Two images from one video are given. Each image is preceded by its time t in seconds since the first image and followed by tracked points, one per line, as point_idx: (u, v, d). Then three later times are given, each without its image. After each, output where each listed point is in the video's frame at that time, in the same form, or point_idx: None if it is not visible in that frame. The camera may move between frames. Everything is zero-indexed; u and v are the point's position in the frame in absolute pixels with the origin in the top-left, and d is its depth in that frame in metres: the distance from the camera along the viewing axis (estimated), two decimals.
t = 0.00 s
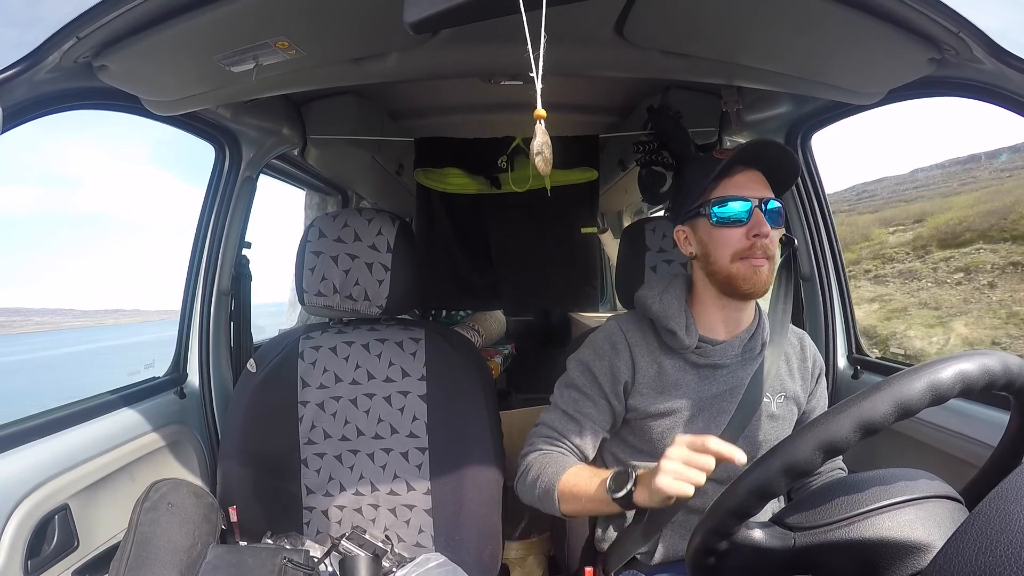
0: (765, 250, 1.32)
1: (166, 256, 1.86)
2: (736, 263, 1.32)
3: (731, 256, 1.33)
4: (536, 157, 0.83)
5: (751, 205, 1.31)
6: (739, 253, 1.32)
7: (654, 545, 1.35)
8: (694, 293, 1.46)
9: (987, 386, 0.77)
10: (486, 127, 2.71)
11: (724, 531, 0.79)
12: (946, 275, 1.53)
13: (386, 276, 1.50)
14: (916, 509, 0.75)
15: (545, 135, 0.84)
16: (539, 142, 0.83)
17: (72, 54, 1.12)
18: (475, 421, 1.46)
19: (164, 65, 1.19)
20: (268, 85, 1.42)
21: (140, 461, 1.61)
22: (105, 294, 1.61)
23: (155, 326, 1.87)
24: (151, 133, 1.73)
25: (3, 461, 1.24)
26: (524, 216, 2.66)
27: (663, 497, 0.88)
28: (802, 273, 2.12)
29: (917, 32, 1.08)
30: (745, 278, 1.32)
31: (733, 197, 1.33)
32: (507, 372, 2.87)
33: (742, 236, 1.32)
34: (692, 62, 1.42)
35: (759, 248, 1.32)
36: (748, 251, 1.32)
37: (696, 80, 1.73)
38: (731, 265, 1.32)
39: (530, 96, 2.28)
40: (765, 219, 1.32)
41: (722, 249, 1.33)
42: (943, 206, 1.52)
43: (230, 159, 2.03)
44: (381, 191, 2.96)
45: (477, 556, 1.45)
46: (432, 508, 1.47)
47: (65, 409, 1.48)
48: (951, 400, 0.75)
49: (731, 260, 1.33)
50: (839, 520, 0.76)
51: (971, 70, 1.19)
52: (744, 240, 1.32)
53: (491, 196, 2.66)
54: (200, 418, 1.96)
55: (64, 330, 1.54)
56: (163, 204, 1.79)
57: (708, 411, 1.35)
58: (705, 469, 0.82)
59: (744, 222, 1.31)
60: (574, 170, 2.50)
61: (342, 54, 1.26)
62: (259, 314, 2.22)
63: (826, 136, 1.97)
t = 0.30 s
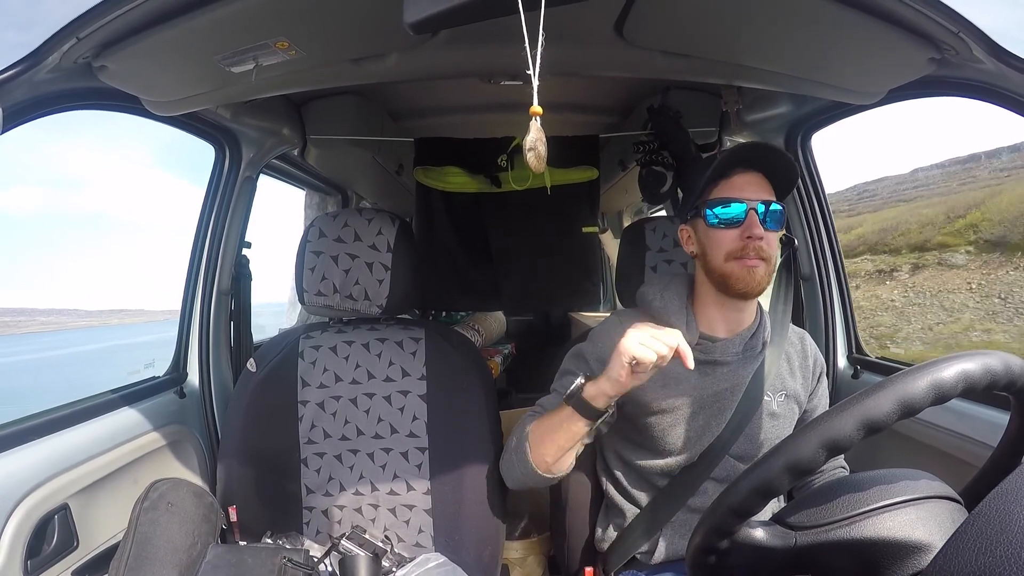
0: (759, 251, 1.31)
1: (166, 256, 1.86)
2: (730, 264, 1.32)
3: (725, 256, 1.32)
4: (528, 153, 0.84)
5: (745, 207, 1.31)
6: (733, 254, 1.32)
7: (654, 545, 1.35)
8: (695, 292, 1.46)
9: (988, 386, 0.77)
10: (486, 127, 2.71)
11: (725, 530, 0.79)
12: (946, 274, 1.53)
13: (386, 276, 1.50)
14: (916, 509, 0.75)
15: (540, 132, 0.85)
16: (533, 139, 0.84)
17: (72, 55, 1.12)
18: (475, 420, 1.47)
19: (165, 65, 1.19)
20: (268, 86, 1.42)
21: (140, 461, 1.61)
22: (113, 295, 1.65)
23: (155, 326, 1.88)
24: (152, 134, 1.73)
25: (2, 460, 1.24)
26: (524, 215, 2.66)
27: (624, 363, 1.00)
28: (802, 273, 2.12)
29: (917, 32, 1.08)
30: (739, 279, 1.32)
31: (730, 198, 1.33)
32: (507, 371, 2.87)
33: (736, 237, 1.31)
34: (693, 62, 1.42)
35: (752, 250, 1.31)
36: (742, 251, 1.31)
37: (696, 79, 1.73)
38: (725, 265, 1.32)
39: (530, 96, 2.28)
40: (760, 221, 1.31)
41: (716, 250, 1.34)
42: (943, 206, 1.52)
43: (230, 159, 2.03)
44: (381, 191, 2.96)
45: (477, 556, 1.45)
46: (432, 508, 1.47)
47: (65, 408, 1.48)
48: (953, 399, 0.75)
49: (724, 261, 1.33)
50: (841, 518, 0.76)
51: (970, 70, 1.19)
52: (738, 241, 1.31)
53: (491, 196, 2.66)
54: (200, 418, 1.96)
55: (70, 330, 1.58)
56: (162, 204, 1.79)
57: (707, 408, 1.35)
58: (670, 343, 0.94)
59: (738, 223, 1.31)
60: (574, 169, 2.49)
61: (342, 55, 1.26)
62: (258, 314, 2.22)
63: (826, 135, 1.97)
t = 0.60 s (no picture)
0: (761, 251, 1.31)
1: (166, 257, 1.86)
2: (732, 263, 1.32)
3: (727, 255, 1.32)
4: (531, 156, 0.83)
5: (749, 207, 1.30)
6: (736, 253, 1.32)
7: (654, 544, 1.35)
8: (694, 293, 1.46)
9: (989, 386, 0.77)
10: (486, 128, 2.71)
11: (726, 528, 0.79)
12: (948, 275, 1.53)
13: (386, 276, 1.50)
14: (917, 507, 0.76)
15: (541, 136, 0.84)
16: (535, 144, 0.83)
17: (73, 55, 1.13)
18: (475, 418, 1.47)
19: (165, 67, 1.19)
20: (269, 86, 1.42)
21: (140, 460, 1.61)
22: (107, 296, 1.62)
23: (156, 326, 1.87)
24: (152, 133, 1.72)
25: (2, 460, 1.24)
26: (523, 216, 2.66)
27: (599, 313, 1.07)
28: (802, 272, 2.12)
29: (917, 33, 1.07)
30: (740, 278, 1.32)
31: (732, 198, 1.32)
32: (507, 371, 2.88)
33: (739, 237, 1.31)
34: (692, 63, 1.42)
35: (754, 249, 1.31)
36: (744, 251, 1.31)
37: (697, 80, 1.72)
38: (727, 264, 1.33)
39: (530, 96, 2.28)
40: (763, 222, 1.31)
41: (719, 249, 1.34)
42: (943, 205, 1.52)
43: (230, 158, 2.03)
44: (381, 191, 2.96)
45: (477, 555, 1.46)
46: (432, 507, 1.47)
47: (66, 408, 1.48)
48: (955, 397, 0.76)
49: (727, 259, 1.32)
50: (845, 515, 0.76)
51: (970, 71, 1.19)
52: (741, 241, 1.31)
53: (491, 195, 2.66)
54: (201, 417, 1.96)
55: (76, 332, 1.57)
56: (163, 204, 1.79)
57: (710, 409, 1.36)
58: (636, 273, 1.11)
59: (740, 224, 1.31)
60: (574, 167, 2.51)
61: (342, 55, 1.26)
62: (259, 314, 2.22)
63: (827, 136, 1.97)
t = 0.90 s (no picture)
0: (759, 248, 1.31)
1: (167, 258, 1.86)
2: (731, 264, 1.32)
3: (725, 255, 1.33)
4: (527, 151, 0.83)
5: (742, 206, 1.30)
6: (733, 253, 1.32)
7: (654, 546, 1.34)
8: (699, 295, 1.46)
9: (992, 386, 0.76)
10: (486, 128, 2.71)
11: (728, 528, 0.79)
12: (949, 275, 1.53)
13: (386, 276, 1.49)
14: (917, 509, 0.75)
15: (539, 130, 0.84)
16: (532, 137, 0.83)
17: (72, 54, 1.13)
18: (476, 419, 1.46)
19: (164, 64, 1.19)
20: (268, 85, 1.42)
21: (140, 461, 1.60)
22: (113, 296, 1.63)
23: (156, 326, 1.87)
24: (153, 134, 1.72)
25: (2, 460, 1.24)
26: (524, 216, 2.66)
27: (748, 314, 0.87)
28: (802, 273, 2.12)
29: (918, 31, 1.07)
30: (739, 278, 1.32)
31: (725, 198, 1.32)
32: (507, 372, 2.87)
33: (735, 237, 1.31)
34: (692, 62, 1.42)
35: (751, 247, 1.31)
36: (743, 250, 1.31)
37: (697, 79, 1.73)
38: (726, 265, 1.33)
39: (530, 96, 2.28)
40: (757, 218, 1.31)
41: (716, 252, 1.34)
42: (944, 205, 1.52)
43: (230, 158, 2.02)
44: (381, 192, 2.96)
45: (477, 556, 1.45)
46: (432, 509, 1.47)
47: (68, 408, 1.48)
48: (958, 398, 0.75)
49: (726, 261, 1.33)
50: (846, 516, 0.76)
51: (971, 69, 1.19)
52: (737, 240, 1.31)
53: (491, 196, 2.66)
54: (200, 418, 1.96)
55: (82, 331, 1.58)
56: (164, 204, 1.79)
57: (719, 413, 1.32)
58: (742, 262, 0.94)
59: (735, 223, 1.31)
60: (575, 167, 2.50)
61: (342, 54, 1.26)
62: (258, 315, 2.22)
63: (826, 136, 1.96)
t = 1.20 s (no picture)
0: (749, 248, 1.30)
1: (169, 256, 1.86)
2: (721, 265, 1.32)
3: (717, 256, 1.33)
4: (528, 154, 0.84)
5: (731, 206, 1.30)
6: (724, 254, 1.32)
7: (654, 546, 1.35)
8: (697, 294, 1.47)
9: (994, 387, 0.76)
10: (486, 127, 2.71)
11: (732, 523, 0.78)
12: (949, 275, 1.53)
13: (386, 276, 1.50)
14: (918, 508, 0.76)
15: (539, 132, 0.85)
16: (534, 139, 0.84)
17: (71, 54, 1.12)
18: (476, 419, 1.47)
19: (164, 64, 1.19)
20: (268, 84, 1.42)
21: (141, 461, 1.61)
22: (125, 294, 1.66)
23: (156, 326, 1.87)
24: (153, 133, 1.72)
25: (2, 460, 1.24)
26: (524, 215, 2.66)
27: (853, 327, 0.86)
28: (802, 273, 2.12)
29: (918, 32, 1.07)
30: (730, 279, 1.33)
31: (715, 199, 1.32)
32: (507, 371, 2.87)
33: (724, 238, 1.31)
34: (692, 62, 1.42)
35: (741, 247, 1.30)
36: (732, 250, 1.31)
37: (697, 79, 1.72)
38: (718, 266, 1.33)
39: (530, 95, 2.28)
40: (747, 219, 1.31)
41: (707, 252, 1.34)
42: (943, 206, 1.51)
43: (230, 158, 2.02)
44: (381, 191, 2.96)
45: (476, 556, 1.46)
46: (432, 508, 1.48)
47: (71, 407, 1.49)
48: (963, 396, 0.75)
49: (716, 261, 1.33)
50: (849, 514, 0.76)
51: (971, 70, 1.20)
52: (726, 241, 1.31)
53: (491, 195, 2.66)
54: (200, 417, 1.96)
55: (87, 329, 1.60)
56: (165, 204, 1.79)
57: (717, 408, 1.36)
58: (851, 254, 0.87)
59: (724, 223, 1.31)
60: (574, 167, 2.51)
61: (342, 53, 1.26)
62: (258, 315, 2.22)
63: (827, 135, 1.96)
